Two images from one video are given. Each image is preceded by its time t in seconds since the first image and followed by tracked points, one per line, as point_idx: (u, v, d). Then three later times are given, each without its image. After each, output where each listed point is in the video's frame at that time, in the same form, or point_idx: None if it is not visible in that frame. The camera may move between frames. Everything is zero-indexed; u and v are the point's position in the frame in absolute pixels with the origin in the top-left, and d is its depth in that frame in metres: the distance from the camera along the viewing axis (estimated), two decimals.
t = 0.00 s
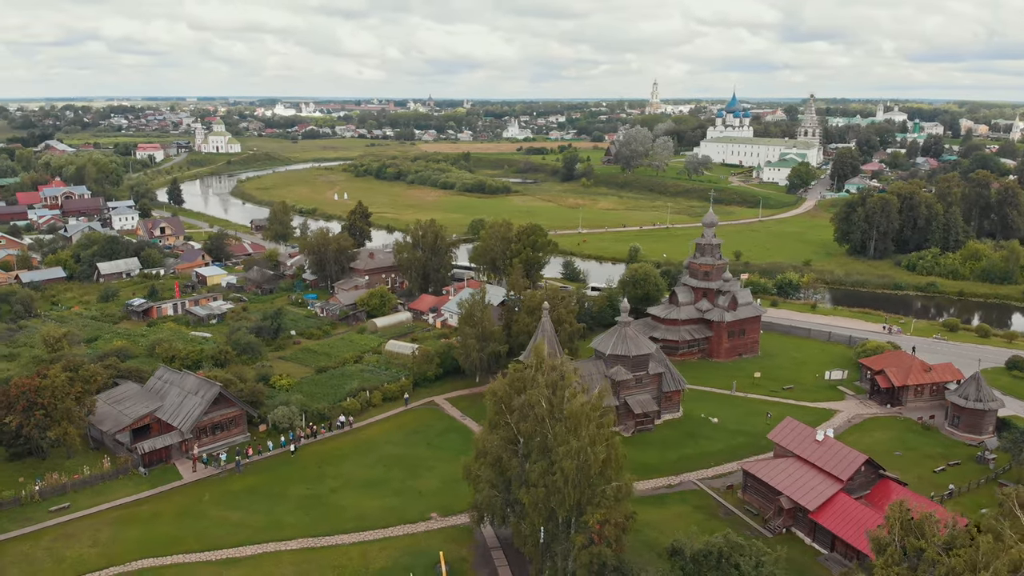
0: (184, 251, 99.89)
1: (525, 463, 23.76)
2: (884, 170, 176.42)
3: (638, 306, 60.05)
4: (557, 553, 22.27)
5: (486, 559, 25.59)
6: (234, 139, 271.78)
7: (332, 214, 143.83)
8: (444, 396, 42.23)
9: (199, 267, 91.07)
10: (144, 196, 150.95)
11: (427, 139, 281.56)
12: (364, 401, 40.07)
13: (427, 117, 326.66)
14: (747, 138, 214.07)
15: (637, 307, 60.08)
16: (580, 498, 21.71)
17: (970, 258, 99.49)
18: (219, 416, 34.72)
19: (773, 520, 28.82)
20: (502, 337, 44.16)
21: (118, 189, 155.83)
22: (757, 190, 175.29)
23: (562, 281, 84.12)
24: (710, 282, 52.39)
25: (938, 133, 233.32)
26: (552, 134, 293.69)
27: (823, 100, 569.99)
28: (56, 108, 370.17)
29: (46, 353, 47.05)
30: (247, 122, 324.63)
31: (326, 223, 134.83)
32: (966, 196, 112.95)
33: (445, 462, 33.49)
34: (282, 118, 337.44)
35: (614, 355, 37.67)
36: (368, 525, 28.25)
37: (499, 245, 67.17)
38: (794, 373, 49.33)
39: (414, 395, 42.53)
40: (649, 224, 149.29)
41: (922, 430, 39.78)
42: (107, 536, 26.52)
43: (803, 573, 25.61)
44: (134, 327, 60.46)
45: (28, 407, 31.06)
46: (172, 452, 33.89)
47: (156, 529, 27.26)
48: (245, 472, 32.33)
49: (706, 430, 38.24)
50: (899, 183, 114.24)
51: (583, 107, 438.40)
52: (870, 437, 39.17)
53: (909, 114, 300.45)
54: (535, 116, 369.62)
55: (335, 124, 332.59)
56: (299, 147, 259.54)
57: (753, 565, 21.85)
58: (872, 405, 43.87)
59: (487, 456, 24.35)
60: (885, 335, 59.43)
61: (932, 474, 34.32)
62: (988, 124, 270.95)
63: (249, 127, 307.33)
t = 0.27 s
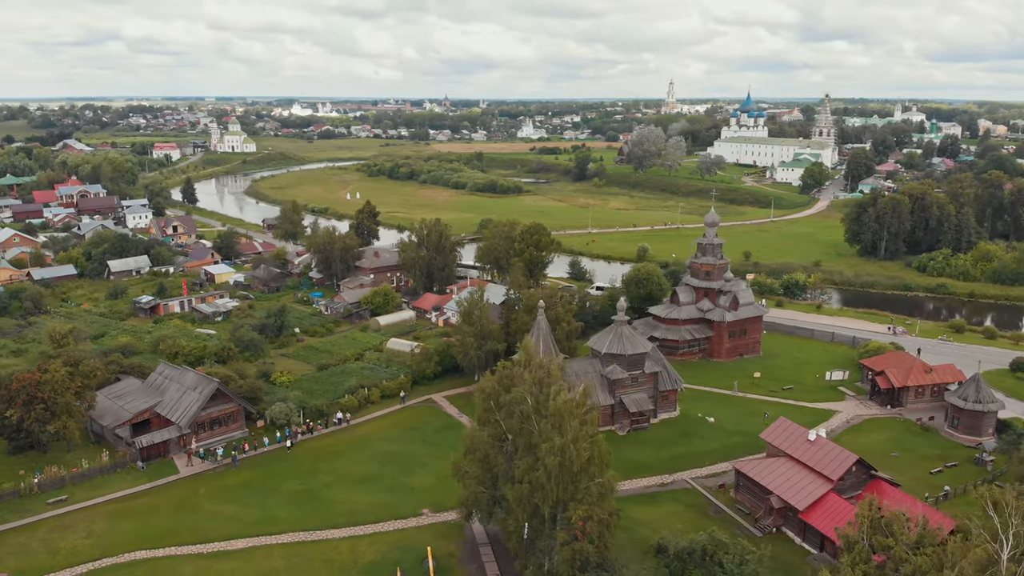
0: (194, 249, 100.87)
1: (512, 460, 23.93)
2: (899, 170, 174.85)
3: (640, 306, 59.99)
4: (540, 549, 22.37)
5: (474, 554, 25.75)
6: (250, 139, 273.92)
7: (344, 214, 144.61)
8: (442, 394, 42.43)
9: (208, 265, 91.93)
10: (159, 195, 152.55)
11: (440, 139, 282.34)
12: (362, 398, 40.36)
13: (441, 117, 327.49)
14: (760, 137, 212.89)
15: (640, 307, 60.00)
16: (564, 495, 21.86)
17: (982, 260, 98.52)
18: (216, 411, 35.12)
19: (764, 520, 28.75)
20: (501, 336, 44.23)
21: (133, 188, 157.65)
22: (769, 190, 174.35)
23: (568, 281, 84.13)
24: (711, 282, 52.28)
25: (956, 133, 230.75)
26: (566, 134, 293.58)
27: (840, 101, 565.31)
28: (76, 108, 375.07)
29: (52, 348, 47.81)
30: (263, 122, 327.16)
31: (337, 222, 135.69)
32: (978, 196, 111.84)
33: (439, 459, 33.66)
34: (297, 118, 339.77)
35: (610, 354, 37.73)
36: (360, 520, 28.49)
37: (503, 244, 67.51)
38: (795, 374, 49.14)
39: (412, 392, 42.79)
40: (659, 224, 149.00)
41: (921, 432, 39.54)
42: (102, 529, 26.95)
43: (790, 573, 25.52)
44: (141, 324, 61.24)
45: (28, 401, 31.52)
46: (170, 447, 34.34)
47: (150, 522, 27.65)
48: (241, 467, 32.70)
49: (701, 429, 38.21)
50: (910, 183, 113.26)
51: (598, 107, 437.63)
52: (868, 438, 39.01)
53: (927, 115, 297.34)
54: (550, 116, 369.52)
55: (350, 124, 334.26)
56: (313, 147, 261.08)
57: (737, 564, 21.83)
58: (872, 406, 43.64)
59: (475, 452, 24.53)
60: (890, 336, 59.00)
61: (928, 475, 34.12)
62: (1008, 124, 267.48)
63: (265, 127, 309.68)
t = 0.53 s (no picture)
0: (202, 247, 101.68)
1: (500, 457, 24.10)
2: (912, 171, 173.49)
3: (642, 306, 59.94)
4: (525, 545, 22.48)
5: (464, 551, 25.88)
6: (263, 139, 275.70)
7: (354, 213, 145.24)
8: (440, 392, 42.60)
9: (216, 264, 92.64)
10: (171, 194, 153.89)
11: (453, 139, 282.90)
12: (361, 396, 40.65)
13: (453, 117, 328.08)
14: (772, 137, 211.82)
15: (642, 307, 59.94)
16: (550, 491, 22.03)
17: (991, 261, 97.68)
18: (215, 408, 35.47)
19: (755, 519, 28.62)
20: (500, 335, 44.30)
21: (146, 187, 159.15)
22: (780, 190, 173.52)
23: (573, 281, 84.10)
24: (713, 282, 52.22)
25: (971, 134, 228.64)
26: (578, 134, 293.32)
27: (855, 102, 561.27)
28: (93, 108, 378.82)
29: (58, 345, 48.42)
30: (277, 122, 329.22)
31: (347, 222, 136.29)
32: (989, 197, 110.90)
33: (434, 457, 33.83)
34: (312, 119, 341.63)
35: (606, 352, 37.79)
36: (353, 516, 28.70)
37: (506, 244, 67.77)
38: (796, 374, 48.96)
39: (411, 390, 43.02)
40: (668, 224, 148.71)
41: (920, 434, 39.34)
42: (98, 522, 27.30)
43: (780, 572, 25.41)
44: (146, 321, 61.89)
45: (29, 396, 32.00)
46: (169, 443, 34.72)
47: (146, 516, 27.99)
48: (238, 463, 33.01)
49: (698, 429, 38.17)
50: (920, 184, 112.48)
51: (612, 107, 436.95)
52: (866, 439, 38.86)
53: (943, 115, 294.68)
54: (563, 116, 369.30)
55: (363, 124, 335.51)
56: (326, 147, 262.31)
57: (723, 562, 21.81)
58: (872, 407, 43.46)
59: (464, 450, 24.74)
60: (893, 337, 58.67)
61: (924, 477, 33.93)
62: None
63: (279, 127, 311.55)
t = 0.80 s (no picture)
0: (213, 246, 102.63)
1: (488, 454, 24.31)
2: (928, 172, 171.79)
3: (645, 306, 59.83)
4: (511, 542, 22.62)
5: (453, 547, 26.05)
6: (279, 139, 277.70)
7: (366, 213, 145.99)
8: (439, 390, 42.79)
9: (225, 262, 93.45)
10: (185, 193, 155.45)
11: (467, 139, 283.54)
12: (360, 393, 40.95)
13: (469, 117, 328.66)
14: (787, 138, 210.46)
15: (645, 307, 59.84)
16: (535, 489, 22.23)
17: (1003, 263, 96.63)
18: (214, 404, 35.89)
19: (747, 519, 28.61)
20: (499, 334, 44.43)
21: (162, 187, 160.95)
22: (793, 191, 172.42)
23: (579, 281, 84.01)
24: (714, 282, 52.11)
25: (990, 135, 225.97)
26: (594, 134, 292.88)
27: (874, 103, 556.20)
28: (114, 109, 383.49)
29: (65, 341, 49.15)
30: (294, 122, 331.63)
31: (358, 221, 136.98)
32: (1003, 199, 109.71)
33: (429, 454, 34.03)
34: (328, 119, 343.71)
35: (603, 352, 37.86)
36: (345, 511, 28.96)
37: (510, 243, 67.66)
38: (797, 375, 48.72)
39: (410, 388, 43.24)
40: (679, 224, 148.28)
41: (920, 435, 39.09)
42: (95, 514, 27.77)
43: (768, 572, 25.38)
44: (154, 319, 62.64)
45: (31, 390, 32.63)
46: (168, 438, 35.18)
47: (142, 509, 28.42)
48: (235, 458, 33.40)
49: (695, 429, 38.13)
50: (933, 186, 111.48)
51: (628, 107, 435.85)
52: (864, 440, 38.65)
53: (962, 116, 291.16)
54: (578, 116, 368.85)
55: (379, 124, 336.98)
56: (341, 147, 263.72)
57: (707, 561, 21.80)
58: (872, 408, 43.21)
59: (453, 447, 25.00)
60: (898, 339, 58.23)
61: (921, 479, 33.71)
62: None
63: (296, 127, 313.77)
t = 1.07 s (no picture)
0: (223, 244, 103.59)
1: (475, 451, 24.46)
2: (944, 173, 169.95)
3: (648, 306, 59.73)
4: (496, 538, 22.79)
5: (442, 543, 26.25)
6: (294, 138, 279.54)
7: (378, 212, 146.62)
8: (438, 389, 43.03)
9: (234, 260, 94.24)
10: (199, 192, 156.88)
11: (482, 139, 283.80)
12: (359, 390, 41.23)
13: (484, 117, 328.87)
14: (802, 138, 208.94)
15: (648, 307, 59.74)
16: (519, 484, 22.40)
17: (1017, 264, 95.48)
18: (213, 399, 36.32)
19: (738, 519, 28.60)
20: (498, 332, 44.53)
21: (176, 186, 162.65)
22: (806, 191, 171.20)
23: (586, 281, 83.88)
24: (716, 282, 51.89)
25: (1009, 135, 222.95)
26: (609, 134, 292.21)
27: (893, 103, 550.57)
28: (134, 109, 388.07)
29: (72, 337, 49.89)
30: (310, 122, 333.57)
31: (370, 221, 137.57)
32: (1018, 200, 108.41)
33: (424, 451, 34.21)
34: (344, 119, 345.39)
35: (599, 351, 37.91)
36: (338, 506, 29.23)
37: (515, 242, 67.70)
38: (798, 376, 48.47)
39: (409, 386, 43.46)
40: (690, 224, 147.85)
41: (919, 437, 38.83)
42: (91, 507, 28.24)
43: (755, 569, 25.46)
44: (161, 316, 63.40)
45: (32, 384, 33.23)
46: (168, 432, 35.64)
47: (137, 502, 28.86)
48: (233, 453, 33.81)
49: (691, 428, 38.08)
50: (946, 187, 110.38)
51: (644, 108, 434.24)
52: (862, 441, 38.45)
53: (982, 117, 287.42)
54: (594, 116, 367.95)
55: (394, 124, 338.16)
56: (356, 147, 264.87)
57: (691, 560, 21.82)
58: (873, 410, 42.97)
59: (441, 443, 25.18)
60: (903, 340, 57.79)
61: (918, 480, 33.47)
62: None
63: (312, 127, 315.63)
